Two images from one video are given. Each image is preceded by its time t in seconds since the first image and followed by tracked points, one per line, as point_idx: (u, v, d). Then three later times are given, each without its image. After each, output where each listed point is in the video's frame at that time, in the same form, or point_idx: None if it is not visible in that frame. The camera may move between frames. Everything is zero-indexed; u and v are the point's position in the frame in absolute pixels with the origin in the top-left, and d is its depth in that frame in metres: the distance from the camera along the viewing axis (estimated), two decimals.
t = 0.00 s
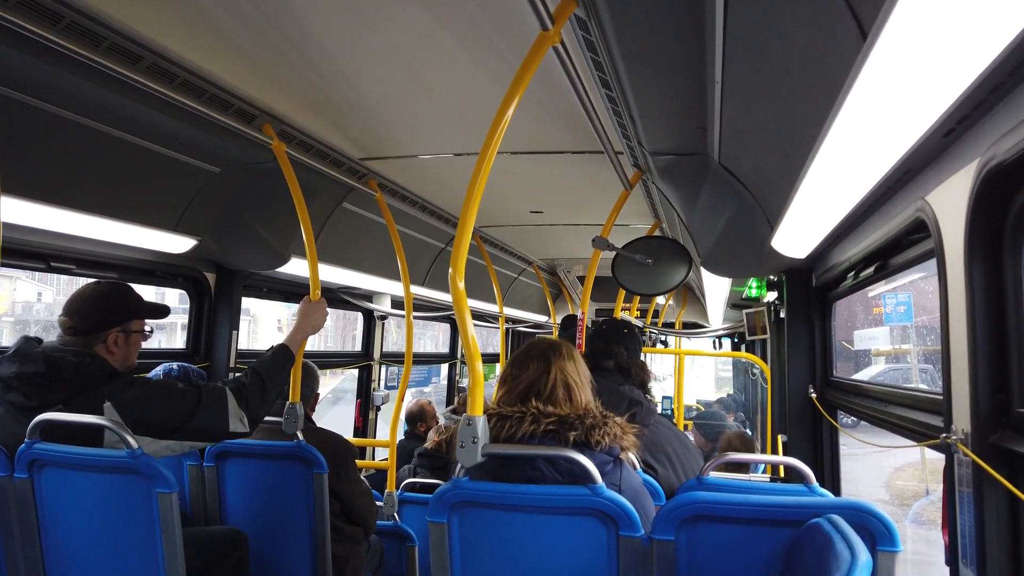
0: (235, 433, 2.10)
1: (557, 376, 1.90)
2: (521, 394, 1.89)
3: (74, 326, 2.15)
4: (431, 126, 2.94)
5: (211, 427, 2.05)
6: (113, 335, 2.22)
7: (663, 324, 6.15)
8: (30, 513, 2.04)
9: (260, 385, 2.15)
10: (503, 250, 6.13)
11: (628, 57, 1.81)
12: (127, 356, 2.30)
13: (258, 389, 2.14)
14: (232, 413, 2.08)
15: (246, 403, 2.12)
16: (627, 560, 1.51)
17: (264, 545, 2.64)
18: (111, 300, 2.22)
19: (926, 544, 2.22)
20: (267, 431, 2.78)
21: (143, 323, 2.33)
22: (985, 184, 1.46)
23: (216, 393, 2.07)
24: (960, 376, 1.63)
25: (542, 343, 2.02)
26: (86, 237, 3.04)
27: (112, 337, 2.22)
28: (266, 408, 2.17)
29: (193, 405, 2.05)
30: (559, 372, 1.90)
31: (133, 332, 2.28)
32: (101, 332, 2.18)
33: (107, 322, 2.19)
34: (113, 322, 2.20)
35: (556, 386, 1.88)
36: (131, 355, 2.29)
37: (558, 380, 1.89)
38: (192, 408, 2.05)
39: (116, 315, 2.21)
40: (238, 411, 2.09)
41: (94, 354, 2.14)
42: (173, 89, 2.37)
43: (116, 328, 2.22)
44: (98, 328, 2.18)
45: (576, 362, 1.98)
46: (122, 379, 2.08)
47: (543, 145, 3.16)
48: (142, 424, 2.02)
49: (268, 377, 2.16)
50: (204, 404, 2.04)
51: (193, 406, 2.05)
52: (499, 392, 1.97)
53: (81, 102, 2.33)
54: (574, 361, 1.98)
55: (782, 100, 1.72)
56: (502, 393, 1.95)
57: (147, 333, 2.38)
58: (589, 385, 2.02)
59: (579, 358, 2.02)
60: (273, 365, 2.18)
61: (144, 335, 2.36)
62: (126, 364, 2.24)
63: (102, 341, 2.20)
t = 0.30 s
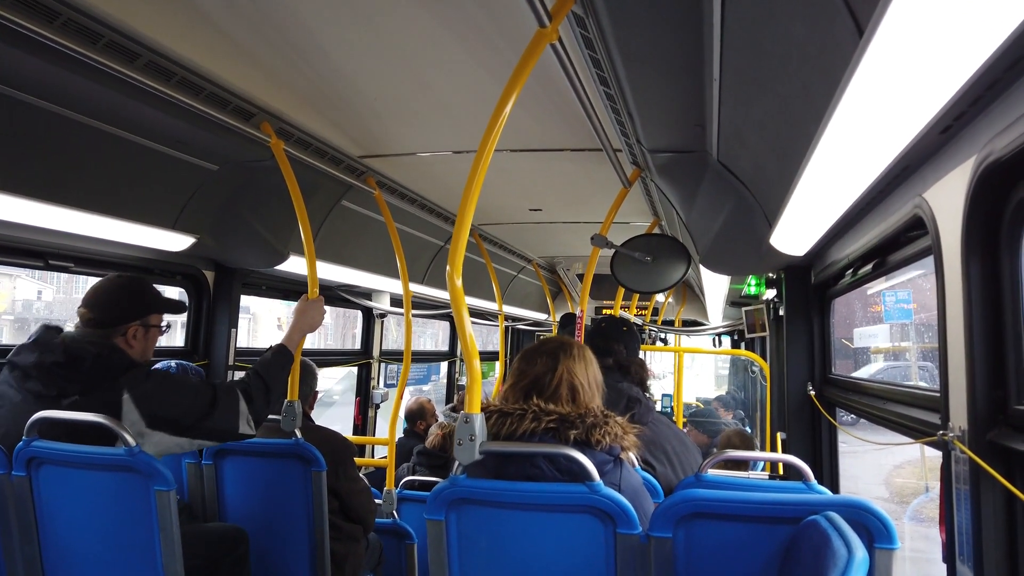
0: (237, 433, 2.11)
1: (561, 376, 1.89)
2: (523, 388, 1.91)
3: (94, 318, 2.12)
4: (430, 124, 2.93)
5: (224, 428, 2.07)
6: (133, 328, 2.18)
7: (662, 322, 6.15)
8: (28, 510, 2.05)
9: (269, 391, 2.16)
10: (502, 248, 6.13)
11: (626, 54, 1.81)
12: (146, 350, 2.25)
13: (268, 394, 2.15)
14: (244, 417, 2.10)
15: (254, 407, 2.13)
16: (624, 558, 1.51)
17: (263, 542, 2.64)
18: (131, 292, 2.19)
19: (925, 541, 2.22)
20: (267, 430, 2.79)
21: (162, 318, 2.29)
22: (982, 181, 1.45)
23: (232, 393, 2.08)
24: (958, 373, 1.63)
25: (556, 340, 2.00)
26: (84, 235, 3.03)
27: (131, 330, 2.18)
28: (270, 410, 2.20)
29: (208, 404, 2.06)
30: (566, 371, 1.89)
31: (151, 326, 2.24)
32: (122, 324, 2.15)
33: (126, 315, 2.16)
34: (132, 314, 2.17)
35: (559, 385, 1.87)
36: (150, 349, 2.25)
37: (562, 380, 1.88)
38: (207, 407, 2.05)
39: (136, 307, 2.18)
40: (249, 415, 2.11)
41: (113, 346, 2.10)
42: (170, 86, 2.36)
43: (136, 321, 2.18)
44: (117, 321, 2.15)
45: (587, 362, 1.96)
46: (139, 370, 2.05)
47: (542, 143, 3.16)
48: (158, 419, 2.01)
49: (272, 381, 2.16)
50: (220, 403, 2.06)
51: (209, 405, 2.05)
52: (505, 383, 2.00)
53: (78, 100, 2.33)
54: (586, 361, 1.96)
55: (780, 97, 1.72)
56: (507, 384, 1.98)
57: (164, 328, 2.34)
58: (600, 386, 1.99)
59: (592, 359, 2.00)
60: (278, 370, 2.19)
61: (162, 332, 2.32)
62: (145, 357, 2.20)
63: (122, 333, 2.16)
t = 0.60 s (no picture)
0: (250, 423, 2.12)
1: (576, 376, 1.91)
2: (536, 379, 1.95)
3: (122, 292, 2.13)
4: (430, 120, 2.93)
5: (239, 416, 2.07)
6: (158, 303, 2.19)
7: (662, 319, 6.14)
8: (29, 507, 2.05)
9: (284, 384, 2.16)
10: (502, 245, 6.14)
11: (627, 51, 1.81)
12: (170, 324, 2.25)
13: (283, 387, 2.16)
14: (261, 407, 2.11)
15: (269, 398, 2.14)
16: (625, 554, 1.51)
17: (264, 539, 2.65)
18: (159, 267, 2.19)
19: (926, 538, 2.22)
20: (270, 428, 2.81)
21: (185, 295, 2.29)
22: (983, 177, 1.45)
23: (253, 382, 2.10)
24: (958, 369, 1.63)
25: (580, 339, 2.02)
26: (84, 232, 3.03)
27: (156, 305, 2.19)
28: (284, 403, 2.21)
29: (229, 388, 2.08)
30: (582, 371, 1.91)
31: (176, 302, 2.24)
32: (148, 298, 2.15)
33: (152, 289, 2.16)
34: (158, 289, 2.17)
35: (574, 385, 1.89)
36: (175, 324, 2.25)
37: (577, 381, 1.90)
38: (228, 392, 2.08)
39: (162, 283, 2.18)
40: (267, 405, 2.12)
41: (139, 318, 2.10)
42: (170, 83, 2.36)
43: (161, 296, 2.19)
44: (143, 295, 2.15)
45: (607, 364, 1.96)
46: (171, 342, 2.05)
47: (542, 140, 3.16)
48: (186, 394, 2.04)
49: (284, 375, 2.16)
50: (241, 390, 2.07)
51: (230, 390, 2.08)
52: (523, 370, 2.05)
53: (78, 97, 2.32)
54: (607, 363, 1.97)
55: (781, 94, 1.72)
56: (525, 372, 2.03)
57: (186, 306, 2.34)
58: (618, 389, 2.00)
59: (615, 361, 2.00)
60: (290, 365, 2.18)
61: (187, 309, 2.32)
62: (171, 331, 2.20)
63: (148, 308, 2.17)
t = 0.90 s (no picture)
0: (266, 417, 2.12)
1: (594, 376, 1.91)
2: (554, 374, 1.96)
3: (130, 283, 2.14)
4: (429, 116, 2.93)
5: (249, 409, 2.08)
6: (165, 294, 2.18)
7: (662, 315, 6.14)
8: (29, 503, 2.06)
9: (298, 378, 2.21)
10: (502, 241, 6.13)
11: (627, 46, 1.80)
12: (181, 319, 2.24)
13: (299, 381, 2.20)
14: (280, 402, 2.13)
15: (285, 393, 2.17)
16: (625, 550, 1.51)
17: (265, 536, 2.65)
18: (169, 259, 2.20)
19: (926, 533, 2.22)
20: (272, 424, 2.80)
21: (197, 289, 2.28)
22: (983, 172, 1.45)
23: (271, 376, 2.13)
24: (957, 364, 1.63)
25: (601, 339, 2.01)
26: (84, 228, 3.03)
27: (164, 296, 2.18)
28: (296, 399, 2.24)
29: (248, 382, 2.09)
30: (600, 371, 1.91)
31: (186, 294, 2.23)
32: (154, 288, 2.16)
33: (160, 279, 2.17)
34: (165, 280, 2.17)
35: (591, 385, 1.90)
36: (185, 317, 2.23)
37: (594, 381, 1.90)
38: (247, 386, 2.08)
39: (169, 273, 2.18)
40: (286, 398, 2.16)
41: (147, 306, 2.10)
42: (169, 79, 2.35)
43: (168, 287, 2.19)
44: (151, 286, 2.16)
45: (626, 366, 1.96)
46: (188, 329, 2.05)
47: (542, 136, 3.15)
48: (210, 382, 2.05)
49: (295, 370, 2.20)
50: (261, 381, 2.09)
51: (249, 383, 2.09)
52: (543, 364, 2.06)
53: (76, 93, 2.32)
54: (626, 365, 1.96)
55: (781, 89, 1.71)
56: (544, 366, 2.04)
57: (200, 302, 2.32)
58: (634, 391, 2.00)
59: (634, 364, 1.99)
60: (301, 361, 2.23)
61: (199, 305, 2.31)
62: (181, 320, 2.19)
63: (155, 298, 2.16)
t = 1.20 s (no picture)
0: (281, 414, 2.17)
1: (604, 374, 1.91)
2: (563, 372, 1.96)
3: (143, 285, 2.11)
4: (429, 112, 2.92)
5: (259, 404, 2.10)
6: (181, 295, 2.16)
7: (662, 312, 6.14)
8: (30, 499, 2.06)
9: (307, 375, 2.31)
10: (502, 238, 6.13)
11: (627, 41, 1.80)
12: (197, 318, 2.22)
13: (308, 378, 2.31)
14: (295, 398, 2.22)
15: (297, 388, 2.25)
16: (625, 546, 1.51)
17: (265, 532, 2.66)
18: (179, 258, 2.17)
19: (925, 529, 2.23)
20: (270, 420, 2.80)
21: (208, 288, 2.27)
22: (983, 168, 1.45)
23: (286, 373, 2.21)
24: (956, 360, 1.63)
25: (612, 336, 2.00)
26: (84, 224, 3.02)
27: (180, 296, 2.16)
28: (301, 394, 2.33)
29: (266, 379, 2.13)
30: (610, 370, 1.91)
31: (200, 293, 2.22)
32: (170, 289, 2.13)
33: (173, 280, 2.14)
34: (179, 279, 2.15)
35: (601, 383, 1.90)
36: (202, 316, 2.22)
37: (604, 379, 1.90)
38: (265, 382, 2.13)
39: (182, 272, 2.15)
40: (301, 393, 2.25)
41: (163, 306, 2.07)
42: (169, 75, 2.35)
43: (183, 286, 2.16)
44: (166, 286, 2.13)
45: (637, 364, 1.96)
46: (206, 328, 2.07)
47: (542, 131, 3.15)
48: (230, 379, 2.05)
49: (303, 366, 2.29)
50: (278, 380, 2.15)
51: (267, 380, 2.13)
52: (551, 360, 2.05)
53: (76, 89, 2.31)
54: (637, 363, 1.96)
55: (782, 85, 1.71)
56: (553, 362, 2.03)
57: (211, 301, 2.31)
58: (644, 389, 2.00)
59: (644, 362, 1.99)
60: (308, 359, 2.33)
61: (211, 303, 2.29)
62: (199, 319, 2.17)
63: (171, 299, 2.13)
